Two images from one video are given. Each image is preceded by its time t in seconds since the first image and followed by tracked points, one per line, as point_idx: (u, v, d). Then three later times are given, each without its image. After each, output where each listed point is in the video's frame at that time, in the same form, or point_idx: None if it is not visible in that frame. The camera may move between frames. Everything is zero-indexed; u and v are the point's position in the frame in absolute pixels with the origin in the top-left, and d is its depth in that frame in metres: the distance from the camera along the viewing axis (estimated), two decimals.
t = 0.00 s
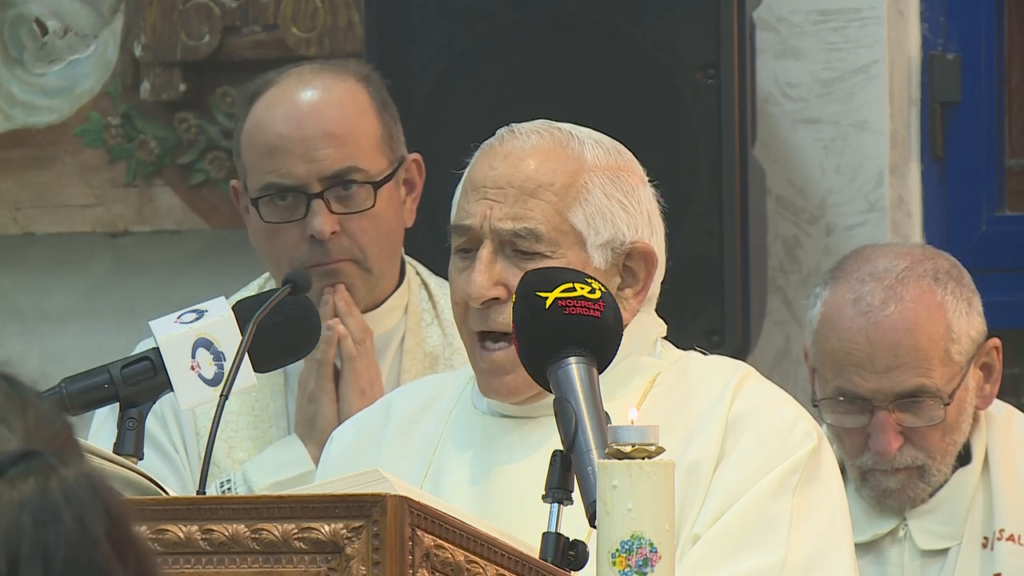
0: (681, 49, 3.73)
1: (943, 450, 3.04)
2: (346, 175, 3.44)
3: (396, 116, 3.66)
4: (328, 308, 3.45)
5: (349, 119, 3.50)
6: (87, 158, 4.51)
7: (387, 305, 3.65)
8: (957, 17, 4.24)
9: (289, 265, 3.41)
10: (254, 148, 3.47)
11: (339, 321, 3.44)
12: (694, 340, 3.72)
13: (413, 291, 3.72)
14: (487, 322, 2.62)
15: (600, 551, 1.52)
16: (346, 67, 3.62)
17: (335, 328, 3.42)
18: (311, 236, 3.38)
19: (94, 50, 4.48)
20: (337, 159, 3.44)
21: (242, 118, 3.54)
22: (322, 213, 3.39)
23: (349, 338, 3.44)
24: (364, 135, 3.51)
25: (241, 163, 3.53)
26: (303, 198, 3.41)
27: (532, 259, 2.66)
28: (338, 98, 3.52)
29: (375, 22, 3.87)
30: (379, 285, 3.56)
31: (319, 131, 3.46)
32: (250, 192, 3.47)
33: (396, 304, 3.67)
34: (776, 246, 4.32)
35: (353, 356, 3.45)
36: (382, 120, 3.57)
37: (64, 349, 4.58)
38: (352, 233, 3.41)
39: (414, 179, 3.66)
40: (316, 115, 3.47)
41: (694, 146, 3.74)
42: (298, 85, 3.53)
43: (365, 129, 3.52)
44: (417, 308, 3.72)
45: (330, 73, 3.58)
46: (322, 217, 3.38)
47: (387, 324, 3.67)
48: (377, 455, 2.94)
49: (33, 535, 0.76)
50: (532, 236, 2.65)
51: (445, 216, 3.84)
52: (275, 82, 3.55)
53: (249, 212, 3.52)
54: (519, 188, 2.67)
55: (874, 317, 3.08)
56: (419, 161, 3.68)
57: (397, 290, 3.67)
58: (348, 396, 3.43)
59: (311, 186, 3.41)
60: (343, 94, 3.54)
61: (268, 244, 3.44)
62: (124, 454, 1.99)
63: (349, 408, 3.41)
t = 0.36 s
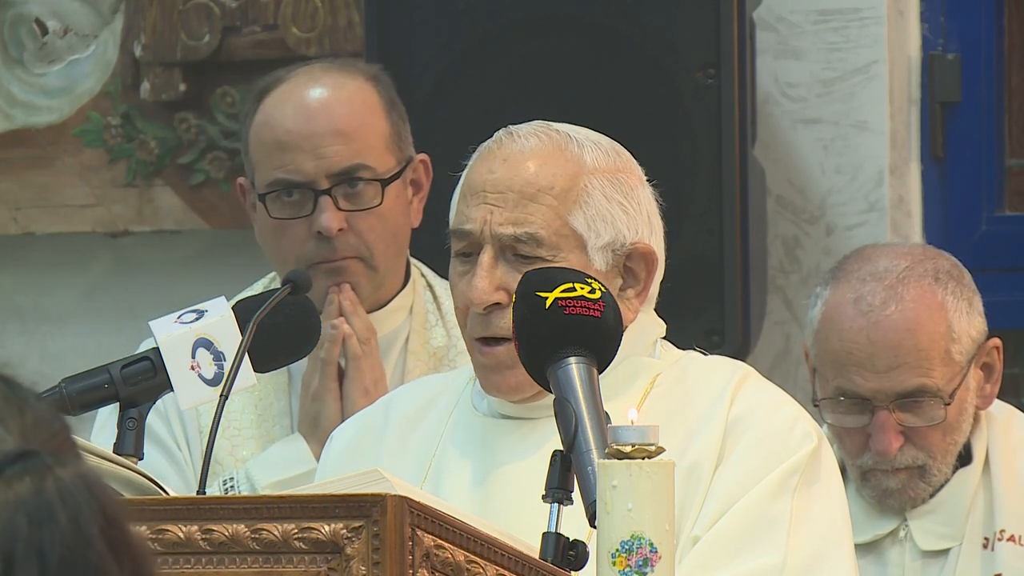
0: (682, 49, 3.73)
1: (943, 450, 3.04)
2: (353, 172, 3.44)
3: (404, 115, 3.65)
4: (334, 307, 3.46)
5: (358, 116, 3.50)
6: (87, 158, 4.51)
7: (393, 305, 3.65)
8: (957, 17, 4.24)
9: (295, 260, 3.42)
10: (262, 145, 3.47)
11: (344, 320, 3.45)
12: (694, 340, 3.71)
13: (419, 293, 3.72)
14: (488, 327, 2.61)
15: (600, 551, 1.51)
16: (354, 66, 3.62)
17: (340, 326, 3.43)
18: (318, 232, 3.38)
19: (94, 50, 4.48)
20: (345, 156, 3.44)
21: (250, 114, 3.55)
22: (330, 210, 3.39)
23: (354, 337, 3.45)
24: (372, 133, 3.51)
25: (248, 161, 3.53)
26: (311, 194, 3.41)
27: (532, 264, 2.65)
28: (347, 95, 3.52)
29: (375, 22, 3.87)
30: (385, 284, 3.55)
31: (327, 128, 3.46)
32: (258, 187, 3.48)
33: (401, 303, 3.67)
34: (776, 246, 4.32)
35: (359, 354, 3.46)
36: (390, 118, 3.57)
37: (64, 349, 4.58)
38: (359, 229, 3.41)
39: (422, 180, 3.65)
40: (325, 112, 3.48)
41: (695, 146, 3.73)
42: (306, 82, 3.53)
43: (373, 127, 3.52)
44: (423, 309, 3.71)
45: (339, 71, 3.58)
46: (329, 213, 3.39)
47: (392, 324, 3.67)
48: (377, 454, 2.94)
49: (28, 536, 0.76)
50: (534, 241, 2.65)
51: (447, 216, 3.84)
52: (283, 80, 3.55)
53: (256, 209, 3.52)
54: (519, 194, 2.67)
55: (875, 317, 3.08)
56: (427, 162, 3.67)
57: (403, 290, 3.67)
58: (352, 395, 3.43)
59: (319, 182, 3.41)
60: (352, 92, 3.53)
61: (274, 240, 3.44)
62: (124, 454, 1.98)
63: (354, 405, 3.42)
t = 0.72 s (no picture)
0: (682, 49, 3.73)
1: (943, 450, 3.04)
2: (350, 172, 3.44)
3: (402, 114, 3.66)
4: (331, 309, 3.45)
5: (355, 116, 3.50)
6: (87, 158, 4.51)
7: (391, 304, 3.64)
8: (957, 17, 4.23)
9: (292, 259, 3.40)
10: (260, 144, 3.47)
11: (342, 323, 3.43)
12: (694, 340, 3.71)
13: (416, 291, 3.73)
14: (494, 304, 2.61)
15: (600, 551, 1.51)
16: (353, 65, 3.62)
17: (337, 329, 3.41)
18: (315, 232, 3.38)
19: (94, 50, 4.48)
20: (343, 155, 3.44)
21: (249, 113, 3.55)
22: (326, 209, 3.39)
23: (351, 339, 3.44)
24: (369, 134, 3.51)
25: (246, 160, 3.53)
26: (307, 194, 3.41)
27: (540, 241, 2.65)
28: (344, 95, 3.53)
29: (375, 22, 3.87)
30: (382, 282, 3.56)
31: (325, 127, 3.46)
32: (255, 186, 3.47)
33: (399, 303, 3.67)
34: (776, 246, 4.31)
35: (356, 357, 3.45)
36: (387, 118, 3.57)
37: (64, 349, 4.58)
38: (356, 229, 3.41)
39: (420, 179, 3.65)
40: (323, 111, 3.48)
41: (695, 146, 3.73)
42: (304, 82, 3.53)
43: (371, 127, 3.52)
44: (420, 309, 3.72)
45: (337, 71, 3.58)
46: (326, 212, 3.39)
47: (390, 324, 3.67)
48: (377, 455, 2.94)
49: (29, 534, 0.72)
50: (543, 218, 2.65)
51: (446, 216, 3.84)
52: (281, 78, 3.55)
53: (253, 208, 3.52)
54: (530, 173, 2.67)
55: (875, 316, 3.07)
56: (424, 160, 3.65)
57: (399, 290, 3.67)
58: (349, 398, 3.42)
59: (315, 181, 3.41)
60: (350, 92, 3.54)
61: (270, 238, 3.43)
62: (125, 454, 1.98)
63: (351, 408, 3.41)
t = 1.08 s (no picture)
0: (682, 49, 3.73)
1: (943, 450, 3.04)
2: (348, 171, 3.44)
3: (401, 114, 3.66)
4: (328, 310, 3.44)
5: (354, 115, 3.50)
6: (88, 158, 4.51)
7: (389, 304, 3.64)
8: (957, 17, 4.23)
9: (290, 258, 3.40)
10: (260, 143, 3.47)
11: (339, 324, 3.43)
12: (694, 340, 3.71)
13: (414, 291, 3.72)
14: (492, 325, 2.62)
15: (600, 551, 1.51)
16: (352, 65, 3.62)
17: (335, 330, 3.41)
18: (313, 230, 3.38)
19: (94, 50, 4.48)
20: (342, 154, 3.44)
21: (249, 113, 3.55)
22: (325, 208, 3.39)
23: (349, 340, 3.43)
24: (368, 133, 3.51)
25: (246, 159, 3.53)
26: (305, 192, 3.41)
27: (534, 260, 2.65)
28: (343, 94, 3.52)
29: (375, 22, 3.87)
30: (379, 283, 3.56)
31: (324, 126, 3.46)
32: (253, 185, 3.47)
33: (396, 303, 3.67)
34: (776, 246, 4.32)
35: (354, 358, 3.44)
36: (387, 118, 3.57)
37: (64, 349, 4.58)
38: (353, 228, 3.41)
39: (418, 178, 3.65)
40: (322, 110, 3.48)
41: (694, 146, 3.73)
42: (303, 82, 3.53)
43: (370, 126, 3.52)
44: (417, 308, 3.72)
45: (336, 71, 3.58)
46: (324, 211, 3.38)
47: (388, 324, 3.67)
48: (378, 456, 2.94)
49: (31, 532, 0.80)
50: (534, 237, 2.65)
51: (445, 216, 3.84)
52: (281, 78, 3.55)
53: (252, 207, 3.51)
54: (519, 191, 2.66)
55: (875, 316, 3.07)
56: (423, 160, 3.66)
57: (397, 290, 3.67)
58: (347, 399, 3.42)
59: (314, 179, 3.41)
60: (349, 91, 3.54)
61: (269, 236, 3.43)
62: (125, 454, 1.98)
63: (349, 411, 3.41)
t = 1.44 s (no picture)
0: (682, 49, 3.73)
1: (943, 450, 3.04)
2: (347, 170, 3.44)
3: (399, 113, 3.66)
4: (328, 310, 3.44)
5: (353, 114, 3.50)
6: (87, 158, 4.51)
7: (388, 304, 3.64)
8: (957, 17, 4.23)
9: (289, 258, 3.40)
10: (258, 142, 3.47)
11: (340, 324, 3.42)
12: (694, 340, 3.70)
13: (413, 290, 3.72)
14: (498, 317, 2.61)
15: (600, 551, 1.51)
16: (350, 64, 3.62)
17: (335, 330, 3.40)
18: (312, 230, 3.38)
19: (94, 50, 4.48)
20: (340, 154, 3.44)
21: (249, 113, 3.54)
22: (324, 207, 3.39)
23: (349, 341, 3.42)
24: (366, 132, 3.51)
25: (245, 159, 3.53)
26: (304, 191, 3.41)
27: (539, 252, 2.66)
28: (341, 93, 3.53)
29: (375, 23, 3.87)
30: (378, 283, 3.56)
31: (322, 126, 3.46)
32: (252, 185, 3.47)
33: (396, 303, 3.67)
34: (776, 246, 4.32)
35: (354, 358, 3.43)
36: (385, 117, 3.57)
37: (64, 349, 4.58)
38: (352, 228, 3.41)
39: (417, 178, 3.65)
40: (320, 110, 3.48)
41: (694, 145, 3.73)
42: (302, 82, 3.53)
43: (368, 125, 3.52)
44: (417, 308, 3.72)
45: (334, 70, 3.58)
46: (323, 210, 3.38)
47: (387, 323, 3.67)
48: (378, 456, 2.94)
49: (29, 528, 0.82)
50: (540, 229, 2.65)
51: (444, 216, 3.84)
52: (280, 78, 3.55)
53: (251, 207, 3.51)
54: (526, 183, 2.66)
55: (876, 316, 3.07)
56: (421, 160, 3.66)
57: (396, 290, 3.67)
58: (347, 400, 3.42)
59: (312, 179, 3.41)
60: (346, 90, 3.54)
61: (268, 237, 3.43)
62: (125, 454, 1.98)
63: (348, 410, 3.41)
